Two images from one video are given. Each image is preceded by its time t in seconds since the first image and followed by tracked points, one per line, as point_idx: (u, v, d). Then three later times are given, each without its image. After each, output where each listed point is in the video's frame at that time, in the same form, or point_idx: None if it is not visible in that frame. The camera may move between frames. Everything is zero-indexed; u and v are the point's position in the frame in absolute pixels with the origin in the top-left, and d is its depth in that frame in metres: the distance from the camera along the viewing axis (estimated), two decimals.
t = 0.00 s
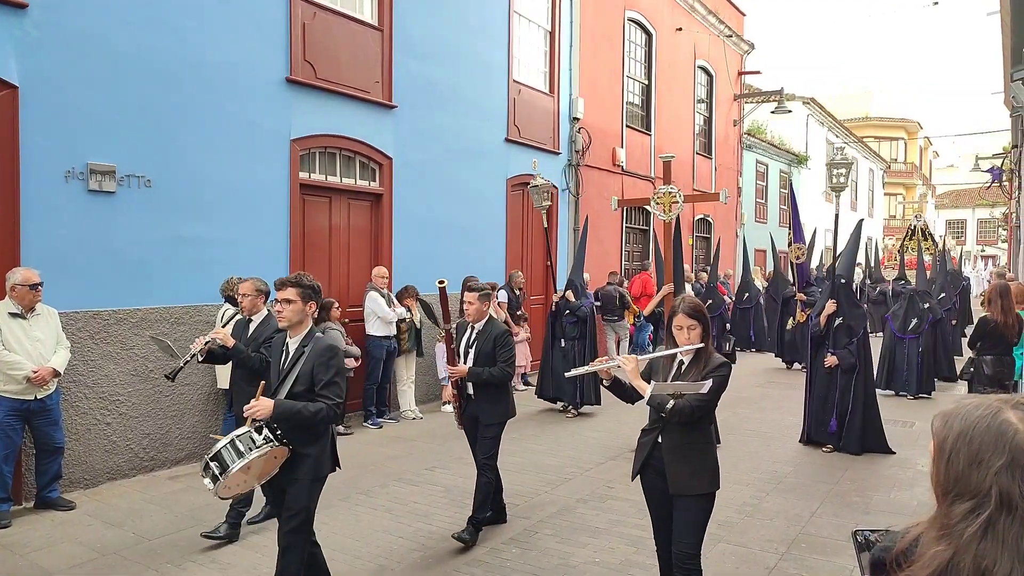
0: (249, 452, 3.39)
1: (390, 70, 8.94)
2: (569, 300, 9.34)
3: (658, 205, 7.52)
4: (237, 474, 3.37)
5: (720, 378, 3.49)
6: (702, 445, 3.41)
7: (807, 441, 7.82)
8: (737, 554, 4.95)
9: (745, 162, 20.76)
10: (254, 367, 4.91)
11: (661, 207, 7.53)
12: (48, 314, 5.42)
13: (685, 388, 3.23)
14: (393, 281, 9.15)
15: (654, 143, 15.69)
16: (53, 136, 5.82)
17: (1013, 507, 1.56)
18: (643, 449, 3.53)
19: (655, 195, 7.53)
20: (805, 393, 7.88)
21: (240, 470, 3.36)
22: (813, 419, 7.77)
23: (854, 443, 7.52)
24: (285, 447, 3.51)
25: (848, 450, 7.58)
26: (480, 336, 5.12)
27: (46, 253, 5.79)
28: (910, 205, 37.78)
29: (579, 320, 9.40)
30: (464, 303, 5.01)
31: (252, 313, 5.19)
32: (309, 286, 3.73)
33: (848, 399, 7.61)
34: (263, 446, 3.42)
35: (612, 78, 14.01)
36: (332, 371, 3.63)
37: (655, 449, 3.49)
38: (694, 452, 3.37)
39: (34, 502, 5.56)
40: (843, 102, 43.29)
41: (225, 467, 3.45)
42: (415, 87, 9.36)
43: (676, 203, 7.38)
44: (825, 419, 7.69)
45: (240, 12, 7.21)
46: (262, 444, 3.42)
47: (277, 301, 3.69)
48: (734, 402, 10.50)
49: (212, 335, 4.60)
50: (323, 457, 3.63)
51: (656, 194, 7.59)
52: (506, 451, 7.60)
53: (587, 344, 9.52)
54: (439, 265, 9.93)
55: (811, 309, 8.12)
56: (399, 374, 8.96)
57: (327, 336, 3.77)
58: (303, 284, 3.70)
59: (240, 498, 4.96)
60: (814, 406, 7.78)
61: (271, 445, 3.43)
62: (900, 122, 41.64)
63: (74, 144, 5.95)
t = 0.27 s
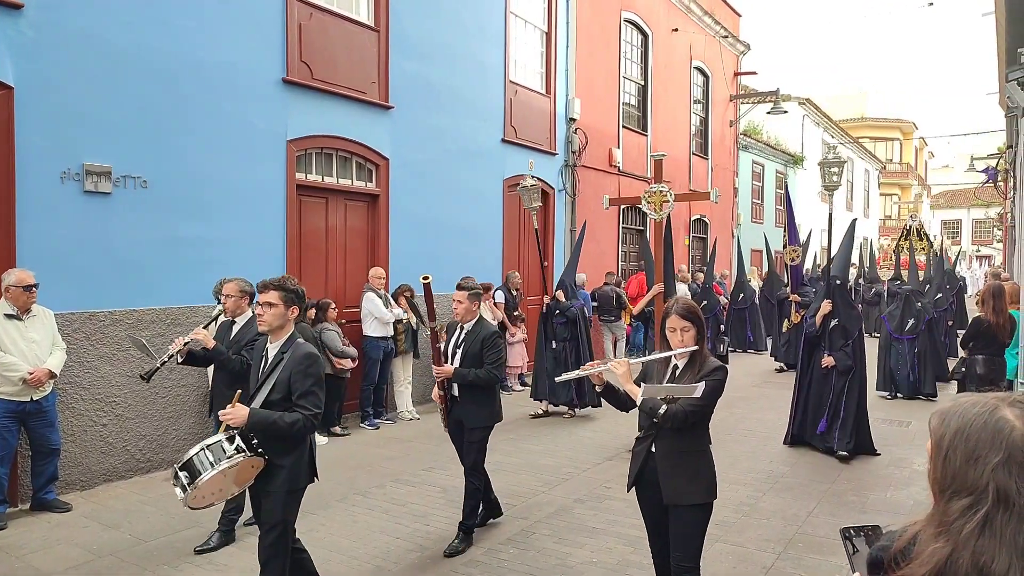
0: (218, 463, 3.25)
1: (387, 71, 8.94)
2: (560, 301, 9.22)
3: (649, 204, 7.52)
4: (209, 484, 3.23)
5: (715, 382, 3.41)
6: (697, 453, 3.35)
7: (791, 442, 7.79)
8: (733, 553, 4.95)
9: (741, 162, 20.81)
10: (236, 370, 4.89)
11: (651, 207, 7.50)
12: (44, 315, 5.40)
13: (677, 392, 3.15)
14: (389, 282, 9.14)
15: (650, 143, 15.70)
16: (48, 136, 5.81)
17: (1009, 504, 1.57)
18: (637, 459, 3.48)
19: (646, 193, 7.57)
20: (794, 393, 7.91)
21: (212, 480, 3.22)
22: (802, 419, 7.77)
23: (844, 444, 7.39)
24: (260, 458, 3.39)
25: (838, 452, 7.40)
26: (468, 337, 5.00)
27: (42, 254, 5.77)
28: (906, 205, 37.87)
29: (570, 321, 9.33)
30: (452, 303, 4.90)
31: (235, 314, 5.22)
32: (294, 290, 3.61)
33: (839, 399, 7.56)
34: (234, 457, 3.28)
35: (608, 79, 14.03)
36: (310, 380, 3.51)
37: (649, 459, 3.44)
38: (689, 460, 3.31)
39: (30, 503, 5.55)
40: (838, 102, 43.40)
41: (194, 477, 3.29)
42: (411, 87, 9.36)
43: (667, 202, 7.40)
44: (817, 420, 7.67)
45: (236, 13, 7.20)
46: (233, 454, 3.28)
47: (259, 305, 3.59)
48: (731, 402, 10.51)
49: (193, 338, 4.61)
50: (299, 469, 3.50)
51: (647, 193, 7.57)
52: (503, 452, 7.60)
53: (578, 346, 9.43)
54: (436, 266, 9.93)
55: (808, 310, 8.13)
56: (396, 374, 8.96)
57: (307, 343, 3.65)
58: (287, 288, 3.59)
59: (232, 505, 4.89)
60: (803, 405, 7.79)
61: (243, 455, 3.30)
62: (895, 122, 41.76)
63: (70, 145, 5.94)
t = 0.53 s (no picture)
0: (182, 467, 3.10)
1: (384, 71, 8.93)
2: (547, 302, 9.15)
3: (643, 203, 7.51)
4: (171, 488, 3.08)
5: (710, 381, 3.39)
6: (693, 456, 3.32)
7: (784, 445, 7.68)
8: (730, 553, 4.95)
9: (739, 162, 20.84)
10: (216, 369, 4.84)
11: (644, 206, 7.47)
12: (40, 315, 5.38)
13: (671, 389, 3.14)
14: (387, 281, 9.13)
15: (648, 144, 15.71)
16: (45, 135, 5.79)
17: (1006, 502, 1.57)
18: (634, 463, 3.45)
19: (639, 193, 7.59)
20: (790, 395, 7.79)
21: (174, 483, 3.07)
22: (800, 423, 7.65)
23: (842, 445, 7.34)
24: (231, 464, 3.21)
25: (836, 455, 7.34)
26: (459, 337, 4.97)
27: (38, 253, 5.75)
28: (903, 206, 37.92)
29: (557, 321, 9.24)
30: (445, 301, 4.86)
31: (218, 313, 5.18)
32: (273, 289, 3.48)
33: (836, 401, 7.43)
34: (199, 461, 3.12)
35: (606, 79, 14.03)
36: (285, 383, 3.32)
37: (646, 463, 3.42)
38: (685, 463, 3.29)
39: (25, 503, 5.52)
40: (835, 103, 43.48)
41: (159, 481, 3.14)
42: (408, 87, 9.35)
43: (661, 201, 7.37)
44: (818, 425, 7.55)
45: (233, 12, 7.19)
46: (199, 458, 3.12)
47: (236, 304, 3.45)
48: (728, 401, 10.51)
49: (173, 336, 4.57)
50: (274, 475, 3.30)
51: (641, 192, 7.57)
52: (501, 452, 7.60)
53: (567, 346, 9.35)
54: (433, 265, 9.92)
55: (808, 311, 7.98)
56: (394, 374, 8.94)
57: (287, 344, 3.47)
58: (265, 288, 3.45)
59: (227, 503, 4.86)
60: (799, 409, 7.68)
61: (209, 459, 3.14)
62: (891, 123, 41.84)
63: (66, 144, 5.92)
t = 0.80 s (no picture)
0: (169, 476, 3.03)
1: (382, 71, 8.92)
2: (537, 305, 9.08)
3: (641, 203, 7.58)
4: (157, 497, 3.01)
5: (706, 385, 3.35)
6: (690, 462, 3.29)
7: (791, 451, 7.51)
8: (729, 553, 4.95)
9: (737, 162, 20.84)
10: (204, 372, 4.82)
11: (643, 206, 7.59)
12: (38, 315, 5.38)
13: (665, 394, 3.11)
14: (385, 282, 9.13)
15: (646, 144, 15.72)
16: (43, 135, 5.78)
17: (996, 501, 1.56)
18: (630, 468, 3.37)
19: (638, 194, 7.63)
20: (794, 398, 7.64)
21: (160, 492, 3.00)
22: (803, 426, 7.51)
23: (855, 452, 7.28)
24: (216, 470, 3.16)
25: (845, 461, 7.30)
26: (452, 340, 4.97)
27: (35, 254, 5.74)
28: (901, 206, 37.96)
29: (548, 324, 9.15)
30: (436, 303, 4.86)
31: (205, 315, 5.21)
32: (254, 289, 3.43)
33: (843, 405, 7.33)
34: (186, 470, 3.05)
35: (604, 79, 14.03)
36: (271, 387, 3.29)
37: (642, 469, 3.34)
38: (681, 469, 3.26)
39: (23, 504, 5.51)
40: (833, 103, 43.51)
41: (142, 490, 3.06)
42: (406, 87, 9.34)
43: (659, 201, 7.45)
44: (821, 428, 7.40)
45: (231, 12, 7.17)
46: (185, 466, 3.05)
47: (216, 306, 3.39)
48: (726, 402, 10.52)
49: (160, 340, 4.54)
50: (262, 481, 3.28)
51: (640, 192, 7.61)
52: (499, 452, 7.59)
53: (559, 347, 9.25)
54: (432, 266, 9.92)
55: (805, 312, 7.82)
56: (391, 375, 8.94)
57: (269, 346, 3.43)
58: (246, 288, 3.41)
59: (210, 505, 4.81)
60: (806, 413, 7.51)
61: (196, 467, 3.07)
62: (889, 123, 41.88)
63: (64, 144, 5.91)
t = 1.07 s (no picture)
0: (159, 485, 2.96)
1: (381, 71, 8.92)
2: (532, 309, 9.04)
3: (640, 201, 7.51)
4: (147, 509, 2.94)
5: (697, 388, 3.35)
6: (683, 466, 3.28)
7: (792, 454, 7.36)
8: (729, 553, 4.96)
9: (736, 162, 20.85)
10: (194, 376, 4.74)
11: (642, 205, 7.50)
12: (38, 315, 5.38)
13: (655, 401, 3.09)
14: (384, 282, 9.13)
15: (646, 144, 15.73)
16: (42, 136, 5.78)
17: (989, 499, 1.57)
18: (622, 471, 3.39)
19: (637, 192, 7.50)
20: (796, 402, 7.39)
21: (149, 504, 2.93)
22: (806, 431, 7.27)
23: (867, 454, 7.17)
24: (203, 475, 3.09)
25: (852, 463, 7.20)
26: (444, 341, 4.93)
27: (35, 254, 5.74)
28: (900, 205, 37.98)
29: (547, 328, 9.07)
30: (429, 304, 4.84)
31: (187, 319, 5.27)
32: (234, 290, 3.32)
33: (845, 406, 7.20)
34: (174, 479, 2.99)
35: (603, 79, 14.04)
36: (259, 391, 3.21)
37: (635, 471, 3.35)
38: (673, 474, 3.25)
39: (23, 504, 5.52)
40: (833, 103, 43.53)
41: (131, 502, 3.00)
42: (406, 87, 9.35)
43: (658, 199, 7.36)
44: (822, 432, 7.21)
45: (230, 12, 7.18)
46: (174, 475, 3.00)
47: (195, 307, 3.29)
48: (726, 402, 10.53)
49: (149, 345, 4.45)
50: (250, 487, 3.21)
51: (638, 189, 7.52)
52: (499, 452, 7.60)
53: (554, 349, 9.16)
54: (431, 266, 9.93)
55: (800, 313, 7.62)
56: (390, 374, 8.96)
57: (254, 348, 3.33)
58: (225, 289, 3.30)
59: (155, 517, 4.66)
60: (809, 419, 7.27)
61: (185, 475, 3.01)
62: (888, 123, 41.91)
63: (64, 145, 5.92)
